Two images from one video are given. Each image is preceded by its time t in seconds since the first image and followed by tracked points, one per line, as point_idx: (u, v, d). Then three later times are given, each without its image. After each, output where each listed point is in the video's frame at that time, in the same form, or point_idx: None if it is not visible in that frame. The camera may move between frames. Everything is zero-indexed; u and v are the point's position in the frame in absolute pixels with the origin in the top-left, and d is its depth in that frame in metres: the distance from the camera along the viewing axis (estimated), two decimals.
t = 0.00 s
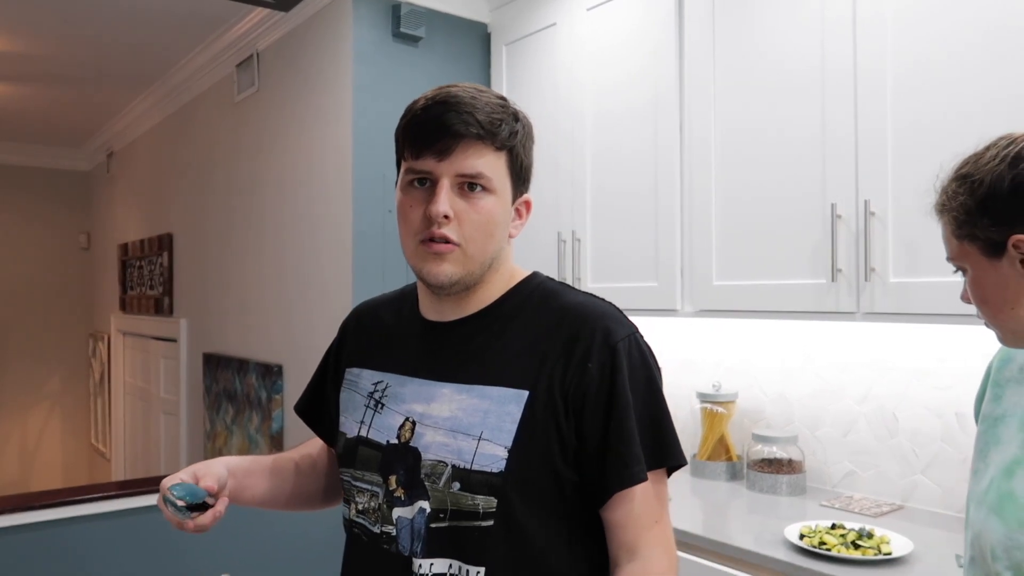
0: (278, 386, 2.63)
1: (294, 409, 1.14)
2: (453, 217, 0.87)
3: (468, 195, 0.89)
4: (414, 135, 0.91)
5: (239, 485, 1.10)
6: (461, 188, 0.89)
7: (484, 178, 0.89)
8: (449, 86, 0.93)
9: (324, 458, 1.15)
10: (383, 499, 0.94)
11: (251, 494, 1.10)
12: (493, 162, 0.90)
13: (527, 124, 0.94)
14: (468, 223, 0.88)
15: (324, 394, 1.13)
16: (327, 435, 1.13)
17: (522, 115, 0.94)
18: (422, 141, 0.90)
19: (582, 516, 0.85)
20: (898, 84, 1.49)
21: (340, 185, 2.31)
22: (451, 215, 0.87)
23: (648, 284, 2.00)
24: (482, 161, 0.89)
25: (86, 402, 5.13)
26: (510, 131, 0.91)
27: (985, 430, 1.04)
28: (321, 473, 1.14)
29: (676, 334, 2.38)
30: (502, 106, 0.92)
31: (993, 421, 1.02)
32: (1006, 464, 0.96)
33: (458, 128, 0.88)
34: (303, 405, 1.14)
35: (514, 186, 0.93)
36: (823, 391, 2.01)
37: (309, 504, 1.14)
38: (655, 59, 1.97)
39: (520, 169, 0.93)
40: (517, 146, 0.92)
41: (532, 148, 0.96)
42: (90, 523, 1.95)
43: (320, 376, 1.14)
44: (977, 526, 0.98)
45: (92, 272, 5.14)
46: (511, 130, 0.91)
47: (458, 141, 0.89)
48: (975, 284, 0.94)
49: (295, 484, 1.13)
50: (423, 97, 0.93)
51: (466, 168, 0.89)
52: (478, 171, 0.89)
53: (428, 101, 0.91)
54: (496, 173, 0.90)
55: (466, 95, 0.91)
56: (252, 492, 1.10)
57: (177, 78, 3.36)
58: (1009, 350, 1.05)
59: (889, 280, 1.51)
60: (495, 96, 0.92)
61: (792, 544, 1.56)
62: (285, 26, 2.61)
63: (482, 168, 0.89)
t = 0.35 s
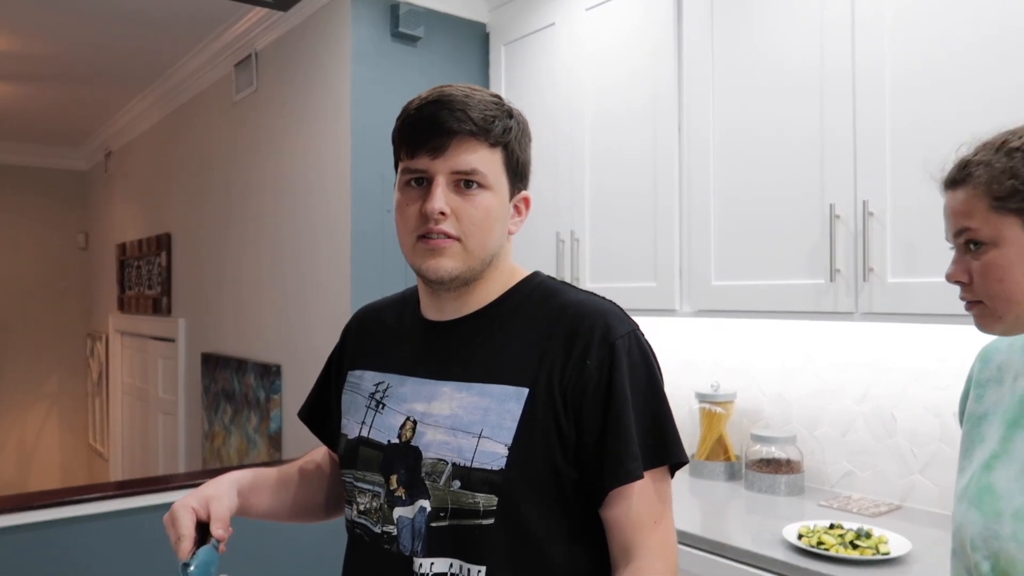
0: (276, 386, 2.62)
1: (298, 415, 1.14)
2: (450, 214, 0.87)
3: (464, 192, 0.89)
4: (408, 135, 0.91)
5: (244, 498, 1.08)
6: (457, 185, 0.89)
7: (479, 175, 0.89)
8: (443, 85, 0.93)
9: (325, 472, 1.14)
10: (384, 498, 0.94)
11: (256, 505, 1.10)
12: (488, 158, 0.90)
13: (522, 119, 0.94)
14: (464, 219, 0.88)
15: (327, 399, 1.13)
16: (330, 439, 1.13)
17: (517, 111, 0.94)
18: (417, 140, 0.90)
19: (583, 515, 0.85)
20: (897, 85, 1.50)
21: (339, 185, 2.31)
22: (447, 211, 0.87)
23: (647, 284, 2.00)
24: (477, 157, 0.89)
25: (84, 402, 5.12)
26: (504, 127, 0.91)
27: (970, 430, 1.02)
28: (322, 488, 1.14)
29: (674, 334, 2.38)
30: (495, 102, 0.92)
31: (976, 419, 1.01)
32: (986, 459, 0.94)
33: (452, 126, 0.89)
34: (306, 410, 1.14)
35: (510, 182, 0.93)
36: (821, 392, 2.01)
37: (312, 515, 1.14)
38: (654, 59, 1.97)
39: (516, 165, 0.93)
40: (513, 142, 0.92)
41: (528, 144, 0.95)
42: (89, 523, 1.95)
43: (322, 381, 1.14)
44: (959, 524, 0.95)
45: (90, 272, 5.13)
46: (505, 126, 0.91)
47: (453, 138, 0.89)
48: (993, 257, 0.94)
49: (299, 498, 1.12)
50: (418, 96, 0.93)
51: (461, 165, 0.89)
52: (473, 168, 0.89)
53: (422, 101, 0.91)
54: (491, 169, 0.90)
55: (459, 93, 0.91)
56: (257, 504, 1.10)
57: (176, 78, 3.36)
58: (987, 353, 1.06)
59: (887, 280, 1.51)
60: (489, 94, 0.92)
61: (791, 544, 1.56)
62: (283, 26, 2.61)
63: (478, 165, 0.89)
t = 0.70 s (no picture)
0: (275, 386, 2.63)
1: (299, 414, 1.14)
2: (452, 221, 0.87)
3: (465, 197, 0.89)
4: (406, 144, 0.91)
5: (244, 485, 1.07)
6: (458, 191, 0.89)
7: (479, 179, 0.89)
8: (439, 91, 0.93)
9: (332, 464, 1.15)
10: (389, 498, 0.94)
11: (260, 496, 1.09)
12: (488, 161, 0.90)
13: (519, 118, 0.94)
14: (466, 225, 0.88)
15: (327, 400, 1.13)
16: (329, 439, 1.13)
17: (514, 110, 0.94)
18: (415, 148, 0.90)
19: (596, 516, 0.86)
20: (895, 86, 1.50)
21: (338, 185, 2.31)
22: (450, 218, 0.87)
23: (646, 285, 2.00)
24: (476, 161, 0.89)
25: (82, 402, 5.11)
26: (502, 128, 0.91)
27: (956, 433, 0.99)
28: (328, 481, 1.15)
29: (673, 334, 2.38)
30: (492, 104, 0.92)
31: (967, 424, 0.98)
32: (988, 465, 0.92)
33: (450, 132, 0.89)
34: (307, 410, 1.14)
35: (511, 182, 0.93)
36: (820, 392, 2.01)
37: (313, 507, 1.14)
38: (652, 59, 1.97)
39: (516, 165, 0.93)
40: (512, 142, 0.92)
41: (527, 142, 0.95)
42: (88, 523, 1.94)
43: (323, 382, 1.14)
44: (959, 530, 0.93)
45: (88, 272, 5.13)
46: (503, 127, 0.91)
47: (451, 144, 0.89)
48: None
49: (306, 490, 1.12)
50: (414, 103, 0.93)
51: (460, 170, 0.89)
52: (473, 173, 0.89)
53: (417, 109, 0.91)
54: (491, 172, 0.90)
55: (455, 98, 0.91)
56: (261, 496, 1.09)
57: (174, 78, 3.36)
58: (968, 351, 1.03)
59: (886, 280, 1.52)
60: (486, 95, 0.92)
61: (789, 544, 1.57)
62: (282, 27, 2.62)
63: (477, 169, 0.89)
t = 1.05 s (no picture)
0: (274, 386, 2.63)
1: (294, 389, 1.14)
2: (457, 222, 0.87)
3: (471, 198, 0.89)
4: (416, 146, 0.92)
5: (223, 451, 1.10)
6: (464, 192, 0.89)
7: (487, 181, 0.89)
8: (450, 92, 0.93)
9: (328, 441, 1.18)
10: (393, 485, 0.95)
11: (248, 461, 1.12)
12: (495, 164, 0.89)
13: (529, 121, 0.93)
14: (472, 226, 0.88)
15: (324, 375, 1.14)
16: (327, 417, 1.13)
17: (524, 114, 0.94)
18: (424, 149, 0.91)
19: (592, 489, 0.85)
20: (895, 88, 1.50)
21: (338, 184, 2.31)
22: (455, 219, 0.87)
23: (645, 286, 2.01)
24: (483, 163, 0.89)
25: (82, 402, 5.11)
26: (510, 131, 0.90)
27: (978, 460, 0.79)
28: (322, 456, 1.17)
29: (672, 334, 2.39)
30: (501, 107, 0.91)
31: (995, 446, 0.78)
32: None
33: (457, 134, 0.89)
34: (302, 384, 1.14)
35: (520, 183, 0.93)
36: (820, 391, 2.01)
37: (301, 479, 1.16)
38: (651, 60, 1.97)
39: (525, 167, 0.93)
40: (519, 145, 0.91)
41: (536, 145, 0.95)
42: (87, 523, 1.94)
43: (320, 354, 1.14)
44: None
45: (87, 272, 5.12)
46: (511, 131, 0.90)
47: (458, 147, 0.89)
48: None
49: (297, 461, 1.15)
50: (426, 105, 0.93)
51: (467, 173, 0.89)
52: (480, 174, 0.88)
53: (428, 111, 0.91)
54: (498, 175, 0.89)
55: (465, 100, 0.91)
56: (251, 463, 1.12)
57: (174, 78, 3.36)
58: (972, 358, 0.84)
59: (885, 281, 1.52)
60: (495, 99, 0.92)
61: (789, 545, 1.57)
62: (282, 26, 2.61)
63: (484, 171, 0.89)
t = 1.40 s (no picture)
0: (273, 386, 2.63)
1: (299, 392, 1.16)
2: (463, 220, 0.87)
3: (477, 197, 0.89)
4: (425, 143, 0.92)
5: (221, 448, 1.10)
6: (470, 191, 0.89)
7: (493, 181, 0.89)
8: (458, 91, 0.93)
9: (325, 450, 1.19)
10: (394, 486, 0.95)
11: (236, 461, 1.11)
12: (502, 164, 0.89)
13: (536, 123, 0.94)
14: (478, 225, 0.88)
15: (331, 381, 1.15)
16: (329, 423, 1.15)
17: (532, 115, 0.94)
18: (432, 147, 0.91)
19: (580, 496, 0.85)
20: (893, 89, 1.50)
21: (337, 185, 2.31)
22: (461, 217, 0.87)
23: (644, 287, 2.01)
24: (490, 163, 0.89)
25: (80, 403, 5.11)
26: (518, 132, 0.90)
27: None
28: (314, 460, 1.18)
29: (672, 334, 2.39)
30: (510, 107, 0.91)
31: None
32: None
33: (465, 132, 0.89)
34: (307, 388, 1.16)
35: (526, 185, 0.93)
36: (818, 392, 2.02)
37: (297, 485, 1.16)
38: (650, 61, 1.98)
39: (531, 169, 0.93)
40: (527, 146, 0.91)
41: (543, 147, 0.95)
42: (86, 524, 1.94)
43: (326, 359, 1.15)
44: None
45: (86, 272, 5.12)
46: (519, 132, 0.91)
47: (467, 145, 0.89)
48: None
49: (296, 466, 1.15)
50: (434, 102, 0.93)
51: (474, 172, 0.89)
52: (487, 174, 0.88)
53: (437, 108, 0.91)
54: (505, 175, 0.89)
55: (474, 99, 0.91)
56: (249, 463, 1.12)
57: (173, 78, 3.36)
58: None
59: (883, 282, 1.52)
60: (504, 99, 0.92)
61: (788, 546, 1.57)
62: (281, 27, 2.62)
63: (492, 171, 0.89)
